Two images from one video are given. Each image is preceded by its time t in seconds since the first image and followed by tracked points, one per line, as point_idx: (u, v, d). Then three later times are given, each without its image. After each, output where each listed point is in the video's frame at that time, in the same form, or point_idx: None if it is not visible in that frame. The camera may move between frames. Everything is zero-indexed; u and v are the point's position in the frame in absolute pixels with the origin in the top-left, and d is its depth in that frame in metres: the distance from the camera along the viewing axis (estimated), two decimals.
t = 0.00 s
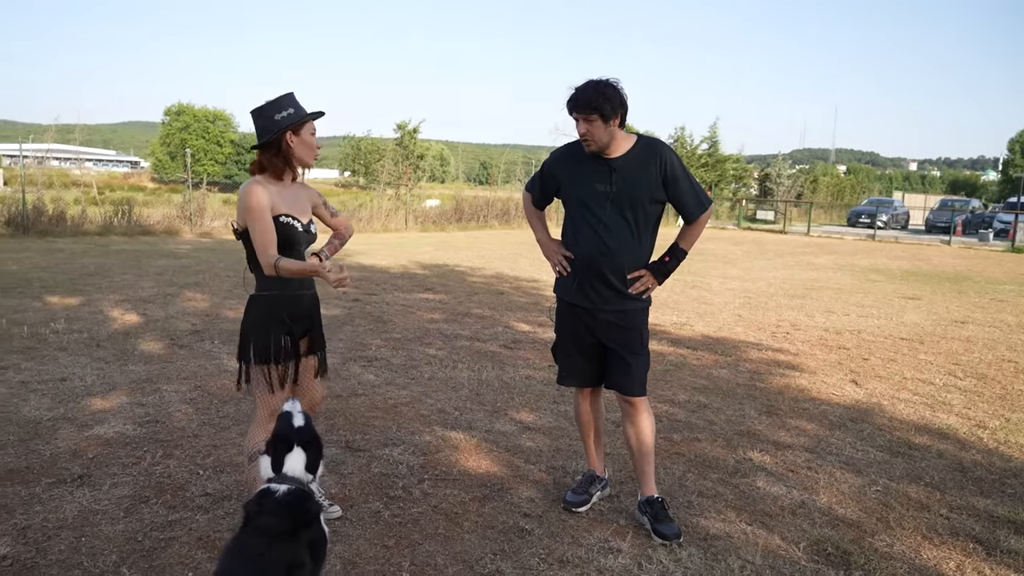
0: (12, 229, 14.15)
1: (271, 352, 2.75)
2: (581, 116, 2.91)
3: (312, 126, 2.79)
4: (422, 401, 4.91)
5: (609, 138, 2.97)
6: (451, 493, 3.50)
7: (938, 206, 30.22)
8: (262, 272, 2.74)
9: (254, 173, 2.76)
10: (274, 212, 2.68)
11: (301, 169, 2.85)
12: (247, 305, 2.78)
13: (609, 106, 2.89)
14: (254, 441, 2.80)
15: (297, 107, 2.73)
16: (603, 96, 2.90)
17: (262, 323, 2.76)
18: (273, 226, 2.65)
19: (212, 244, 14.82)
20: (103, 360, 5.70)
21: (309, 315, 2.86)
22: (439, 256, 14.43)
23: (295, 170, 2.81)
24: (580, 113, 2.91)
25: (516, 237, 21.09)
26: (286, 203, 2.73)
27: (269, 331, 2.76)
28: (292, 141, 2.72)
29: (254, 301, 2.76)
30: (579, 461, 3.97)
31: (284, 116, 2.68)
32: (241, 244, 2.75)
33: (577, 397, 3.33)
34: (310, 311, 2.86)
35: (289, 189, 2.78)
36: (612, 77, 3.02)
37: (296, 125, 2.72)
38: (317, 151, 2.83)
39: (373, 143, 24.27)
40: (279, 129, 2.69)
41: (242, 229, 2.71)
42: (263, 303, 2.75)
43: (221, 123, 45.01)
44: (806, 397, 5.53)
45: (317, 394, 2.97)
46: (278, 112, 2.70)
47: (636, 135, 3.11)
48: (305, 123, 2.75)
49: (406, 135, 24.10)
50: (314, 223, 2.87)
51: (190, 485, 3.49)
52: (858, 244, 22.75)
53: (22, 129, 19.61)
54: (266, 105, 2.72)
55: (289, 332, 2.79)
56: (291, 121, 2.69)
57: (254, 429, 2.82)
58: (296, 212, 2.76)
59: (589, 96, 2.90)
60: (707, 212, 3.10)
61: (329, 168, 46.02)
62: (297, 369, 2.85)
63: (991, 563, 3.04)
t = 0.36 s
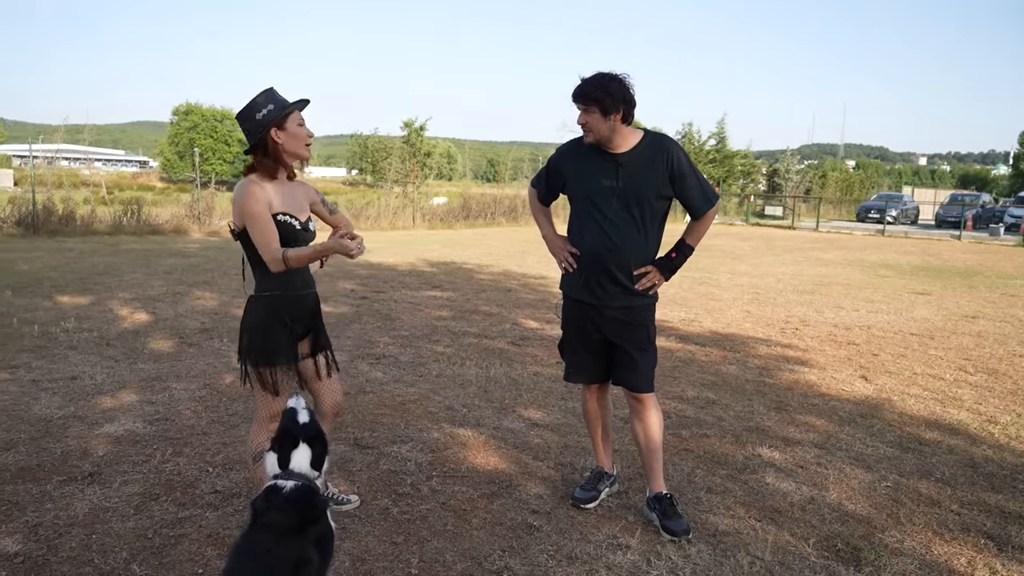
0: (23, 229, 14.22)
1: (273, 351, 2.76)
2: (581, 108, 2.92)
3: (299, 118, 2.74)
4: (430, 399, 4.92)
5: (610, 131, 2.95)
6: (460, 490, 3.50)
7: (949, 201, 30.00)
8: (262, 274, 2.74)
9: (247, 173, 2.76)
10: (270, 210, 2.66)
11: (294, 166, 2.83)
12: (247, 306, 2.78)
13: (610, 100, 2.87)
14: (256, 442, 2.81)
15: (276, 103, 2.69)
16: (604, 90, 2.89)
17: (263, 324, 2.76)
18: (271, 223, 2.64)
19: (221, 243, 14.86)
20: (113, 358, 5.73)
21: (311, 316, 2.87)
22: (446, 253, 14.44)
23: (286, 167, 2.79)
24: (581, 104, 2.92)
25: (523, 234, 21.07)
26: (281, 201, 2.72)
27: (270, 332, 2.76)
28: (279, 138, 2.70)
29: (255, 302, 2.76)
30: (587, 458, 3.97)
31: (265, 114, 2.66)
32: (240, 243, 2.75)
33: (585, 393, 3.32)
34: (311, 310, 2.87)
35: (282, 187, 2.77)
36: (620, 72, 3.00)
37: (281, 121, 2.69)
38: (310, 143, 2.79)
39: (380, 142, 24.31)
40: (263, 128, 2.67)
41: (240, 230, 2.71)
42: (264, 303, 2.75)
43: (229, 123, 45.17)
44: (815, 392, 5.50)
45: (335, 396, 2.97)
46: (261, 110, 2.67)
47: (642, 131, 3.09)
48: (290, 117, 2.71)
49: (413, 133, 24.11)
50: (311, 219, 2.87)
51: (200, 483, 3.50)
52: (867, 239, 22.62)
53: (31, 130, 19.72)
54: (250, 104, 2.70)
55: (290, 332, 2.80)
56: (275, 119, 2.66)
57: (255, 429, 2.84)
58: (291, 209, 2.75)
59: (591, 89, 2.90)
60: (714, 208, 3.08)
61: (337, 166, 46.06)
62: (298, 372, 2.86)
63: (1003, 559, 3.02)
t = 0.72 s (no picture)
0: (25, 231, 14.23)
1: (271, 352, 2.76)
2: (581, 106, 2.92)
3: (289, 132, 2.72)
4: (432, 398, 4.92)
5: (609, 131, 2.95)
6: (462, 489, 3.51)
7: (951, 198, 29.94)
8: (254, 275, 2.74)
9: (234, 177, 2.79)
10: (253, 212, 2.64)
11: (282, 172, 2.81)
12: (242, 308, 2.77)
13: (609, 99, 2.87)
14: (256, 443, 2.81)
15: (271, 111, 2.68)
16: (604, 88, 2.89)
17: (257, 324, 2.75)
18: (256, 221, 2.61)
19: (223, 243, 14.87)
20: (116, 359, 5.73)
21: (308, 315, 2.86)
22: (448, 253, 14.44)
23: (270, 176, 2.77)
24: (580, 104, 2.91)
25: (525, 234, 21.05)
26: (265, 205, 2.72)
27: (266, 333, 2.75)
28: (261, 147, 2.69)
29: (249, 302, 2.75)
30: (590, 457, 3.97)
31: (254, 122, 2.66)
32: (229, 247, 2.76)
33: (585, 391, 3.32)
34: (311, 309, 2.85)
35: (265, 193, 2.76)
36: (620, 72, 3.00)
37: (266, 130, 2.68)
38: (296, 156, 2.76)
39: (382, 142, 24.32)
40: (247, 134, 2.67)
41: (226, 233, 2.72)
42: (259, 305, 2.73)
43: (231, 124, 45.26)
44: (817, 390, 5.50)
45: (339, 397, 2.97)
46: (253, 115, 2.68)
47: (643, 129, 3.09)
48: (276, 130, 2.69)
49: (414, 133, 24.13)
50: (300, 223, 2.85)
51: (202, 483, 3.51)
52: (870, 237, 22.58)
53: (33, 132, 19.76)
54: (243, 109, 2.71)
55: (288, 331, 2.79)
56: (260, 127, 2.66)
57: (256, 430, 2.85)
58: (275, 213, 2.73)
59: (589, 87, 2.89)
60: (713, 206, 3.08)
61: (338, 166, 46.08)
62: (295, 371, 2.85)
63: (1006, 557, 3.01)
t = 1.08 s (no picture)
0: (23, 230, 14.18)
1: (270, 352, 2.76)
2: (580, 105, 2.91)
3: (279, 122, 2.71)
4: (431, 398, 4.91)
5: (609, 130, 2.95)
6: (460, 489, 3.50)
7: (949, 198, 29.96)
8: (250, 274, 2.72)
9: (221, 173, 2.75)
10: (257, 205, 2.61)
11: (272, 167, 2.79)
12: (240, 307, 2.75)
13: (609, 98, 2.87)
14: (254, 444, 2.80)
15: (260, 101, 2.66)
16: (603, 87, 2.88)
17: (254, 325, 2.73)
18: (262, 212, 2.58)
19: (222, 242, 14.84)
20: (113, 358, 5.72)
21: (305, 314, 2.86)
22: (447, 252, 14.42)
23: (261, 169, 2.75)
24: (580, 102, 2.90)
25: (524, 233, 21.03)
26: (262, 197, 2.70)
27: (265, 333, 2.74)
28: (251, 137, 2.67)
29: (245, 303, 2.73)
30: (588, 456, 3.96)
31: (244, 111, 2.63)
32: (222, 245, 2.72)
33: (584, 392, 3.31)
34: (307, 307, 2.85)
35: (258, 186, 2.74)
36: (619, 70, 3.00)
37: (257, 121, 2.66)
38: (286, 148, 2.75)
39: (380, 141, 24.31)
40: (237, 124, 2.64)
41: (223, 229, 2.68)
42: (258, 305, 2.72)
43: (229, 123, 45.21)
44: (816, 390, 5.50)
45: (333, 394, 2.97)
46: (242, 107, 2.65)
47: (641, 128, 3.09)
48: (268, 120, 2.68)
49: (412, 132, 24.10)
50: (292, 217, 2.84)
51: (200, 483, 3.50)
52: (868, 237, 22.60)
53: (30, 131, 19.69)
54: (232, 102, 2.68)
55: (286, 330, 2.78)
56: (251, 117, 2.63)
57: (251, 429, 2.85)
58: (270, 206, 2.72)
59: (589, 86, 2.89)
60: (712, 205, 3.08)
61: (337, 164, 46.02)
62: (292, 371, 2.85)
63: (1004, 557, 3.01)
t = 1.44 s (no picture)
0: (28, 226, 14.20)
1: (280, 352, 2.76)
2: (586, 105, 2.90)
3: (282, 126, 2.71)
4: (434, 396, 4.91)
5: (614, 129, 2.94)
6: (463, 487, 3.50)
7: (953, 198, 29.88)
8: (261, 276, 2.72)
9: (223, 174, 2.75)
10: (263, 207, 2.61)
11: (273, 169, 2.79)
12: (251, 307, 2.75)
13: (615, 97, 2.86)
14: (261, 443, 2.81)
15: (266, 103, 2.66)
16: (610, 87, 2.87)
17: (265, 324, 2.74)
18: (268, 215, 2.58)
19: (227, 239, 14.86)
20: (118, 355, 5.73)
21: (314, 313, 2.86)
22: (451, 251, 14.42)
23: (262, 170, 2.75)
24: (586, 102, 2.89)
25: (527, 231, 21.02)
26: (267, 199, 2.70)
27: (273, 333, 2.75)
28: (254, 138, 2.67)
29: (259, 305, 2.74)
30: (592, 455, 3.96)
31: (250, 112, 2.63)
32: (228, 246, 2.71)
33: (589, 391, 3.31)
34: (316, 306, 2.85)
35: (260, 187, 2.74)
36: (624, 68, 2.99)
37: (261, 122, 2.66)
38: (287, 150, 2.75)
39: (385, 139, 24.33)
40: (241, 125, 2.64)
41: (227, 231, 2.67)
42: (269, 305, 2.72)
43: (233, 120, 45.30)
44: (820, 390, 5.49)
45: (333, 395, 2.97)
46: (247, 108, 2.65)
47: (646, 127, 3.08)
48: (272, 122, 2.68)
49: (417, 130, 24.12)
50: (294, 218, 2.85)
51: (204, 479, 3.51)
52: (872, 236, 22.55)
53: (36, 128, 19.74)
54: (235, 102, 2.68)
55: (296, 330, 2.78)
56: (256, 118, 2.64)
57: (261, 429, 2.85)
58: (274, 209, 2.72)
59: (595, 86, 2.88)
60: (717, 204, 3.08)
61: (341, 162, 46.06)
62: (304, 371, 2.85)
63: (1009, 558, 3.00)
